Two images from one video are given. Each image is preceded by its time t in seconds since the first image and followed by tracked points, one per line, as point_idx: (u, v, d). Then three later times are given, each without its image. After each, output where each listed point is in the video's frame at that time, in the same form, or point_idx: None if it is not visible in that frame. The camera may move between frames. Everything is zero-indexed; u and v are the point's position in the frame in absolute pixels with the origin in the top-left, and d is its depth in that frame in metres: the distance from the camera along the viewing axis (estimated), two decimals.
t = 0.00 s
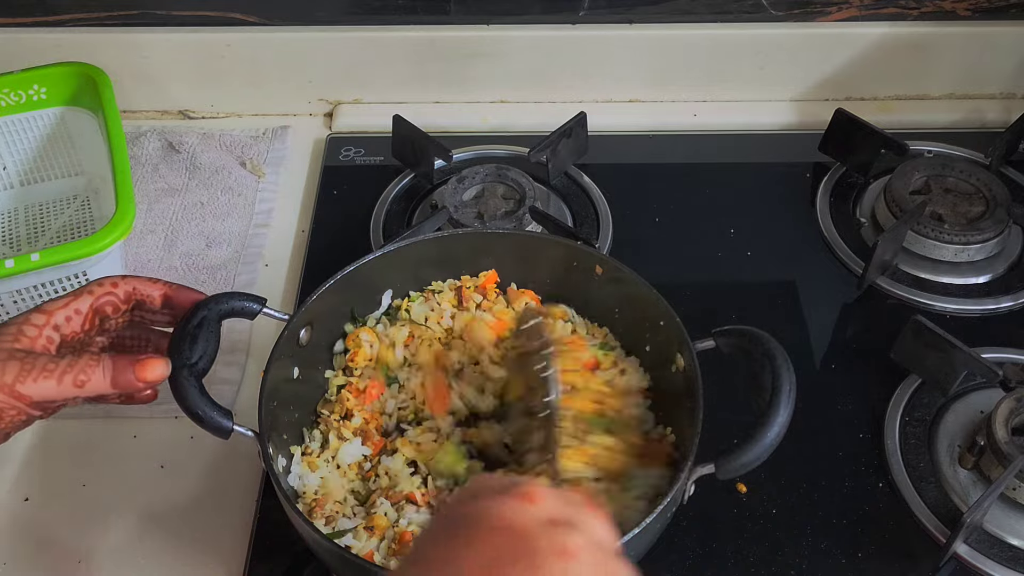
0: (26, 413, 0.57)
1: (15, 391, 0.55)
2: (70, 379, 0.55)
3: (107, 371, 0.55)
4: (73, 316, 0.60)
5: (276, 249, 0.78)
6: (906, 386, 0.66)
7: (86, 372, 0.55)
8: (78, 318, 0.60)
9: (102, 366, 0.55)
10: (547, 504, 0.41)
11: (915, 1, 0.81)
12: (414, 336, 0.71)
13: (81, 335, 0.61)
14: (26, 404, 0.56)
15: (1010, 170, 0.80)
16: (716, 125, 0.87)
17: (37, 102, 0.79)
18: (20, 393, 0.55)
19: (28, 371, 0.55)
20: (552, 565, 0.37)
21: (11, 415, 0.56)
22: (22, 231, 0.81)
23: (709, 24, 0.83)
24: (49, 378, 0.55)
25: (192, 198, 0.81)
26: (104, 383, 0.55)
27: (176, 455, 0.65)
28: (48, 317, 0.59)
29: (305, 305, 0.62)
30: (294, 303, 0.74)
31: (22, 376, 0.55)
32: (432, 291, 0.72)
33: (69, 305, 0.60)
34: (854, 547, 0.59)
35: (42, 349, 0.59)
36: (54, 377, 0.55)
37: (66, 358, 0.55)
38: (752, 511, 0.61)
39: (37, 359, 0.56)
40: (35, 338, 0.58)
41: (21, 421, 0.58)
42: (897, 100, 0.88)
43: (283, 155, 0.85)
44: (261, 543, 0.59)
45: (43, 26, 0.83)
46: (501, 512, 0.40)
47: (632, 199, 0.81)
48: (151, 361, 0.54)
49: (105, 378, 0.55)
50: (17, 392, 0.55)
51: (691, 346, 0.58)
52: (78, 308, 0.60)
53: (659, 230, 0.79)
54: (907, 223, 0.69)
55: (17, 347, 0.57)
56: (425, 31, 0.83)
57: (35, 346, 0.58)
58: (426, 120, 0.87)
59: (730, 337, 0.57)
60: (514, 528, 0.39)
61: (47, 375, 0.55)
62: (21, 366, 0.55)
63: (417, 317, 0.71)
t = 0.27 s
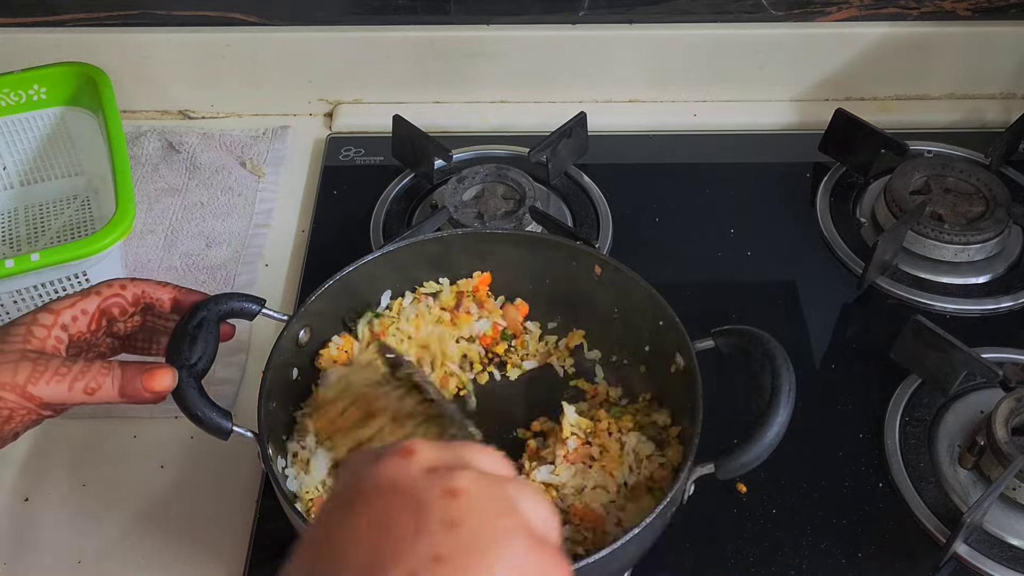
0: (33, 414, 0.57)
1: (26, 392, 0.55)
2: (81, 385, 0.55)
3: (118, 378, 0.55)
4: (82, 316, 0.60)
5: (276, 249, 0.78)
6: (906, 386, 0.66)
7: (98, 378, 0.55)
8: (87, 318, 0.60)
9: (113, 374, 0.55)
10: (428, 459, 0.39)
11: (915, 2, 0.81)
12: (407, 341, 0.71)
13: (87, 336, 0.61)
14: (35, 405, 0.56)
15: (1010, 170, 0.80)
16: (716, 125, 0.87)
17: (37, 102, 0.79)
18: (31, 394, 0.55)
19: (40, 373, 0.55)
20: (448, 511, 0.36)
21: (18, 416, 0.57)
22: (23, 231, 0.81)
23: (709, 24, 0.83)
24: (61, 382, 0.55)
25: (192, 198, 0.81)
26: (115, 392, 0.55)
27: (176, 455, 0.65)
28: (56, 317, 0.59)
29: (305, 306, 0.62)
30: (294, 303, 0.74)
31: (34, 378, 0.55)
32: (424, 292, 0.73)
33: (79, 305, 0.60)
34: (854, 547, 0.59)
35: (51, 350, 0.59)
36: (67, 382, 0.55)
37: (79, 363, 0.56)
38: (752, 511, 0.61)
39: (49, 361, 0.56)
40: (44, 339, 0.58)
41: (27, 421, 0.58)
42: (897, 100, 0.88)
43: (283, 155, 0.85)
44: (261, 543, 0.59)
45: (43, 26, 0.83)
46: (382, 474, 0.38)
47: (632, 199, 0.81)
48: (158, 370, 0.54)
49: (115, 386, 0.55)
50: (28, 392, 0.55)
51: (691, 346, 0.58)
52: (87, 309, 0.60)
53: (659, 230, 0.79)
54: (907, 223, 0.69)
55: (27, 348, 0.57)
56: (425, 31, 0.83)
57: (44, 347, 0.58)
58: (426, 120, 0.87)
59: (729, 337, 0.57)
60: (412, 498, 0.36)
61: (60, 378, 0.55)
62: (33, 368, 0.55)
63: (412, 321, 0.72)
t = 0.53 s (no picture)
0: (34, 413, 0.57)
1: (28, 390, 0.55)
2: (82, 383, 0.55)
3: (119, 377, 0.55)
4: (82, 314, 0.61)
5: (275, 249, 0.78)
6: (906, 386, 0.66)
7: (100, 377, 0.55)
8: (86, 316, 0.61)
9: (114, 373, 0.55)
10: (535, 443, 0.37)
11: (916, 1, 0.81)
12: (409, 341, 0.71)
13: (88, 333, 0.62)
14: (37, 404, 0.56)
15: (1010, 170, 0.80)
16: (716, 125, 0.87)
17: (37, 102, 0.79)
18: (32, 392, 0.55)
19: (41, 371, 0.55)
20: (558, 502, 0.34)
21: (17, 414, 0.57)
22: (23, 231, 0.81)
23: (709, 24, 0.83)
24: (62, 379, 0.55)
25: (192, 198, 0.81)
26: (117, 391, 0.55)
27: (175, 455, 0.65)
28: (56, 314, 0.59)
29: (307, 305, 0.62)
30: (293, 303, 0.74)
31: (36, 377, 0.55)
32: (427, 291, 0.72)
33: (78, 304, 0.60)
34: (854, 547, 0.59)
35: (51, 347, 0.59)
36: (68, 380, 0.55)
37: (82, 361, 0.56)
38: (752, 512, 0.61)
39: (50, 360, 0.56)
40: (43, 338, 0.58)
41: (29, 419, 0.58)
42: (897, 100, 0.88)
43: (283, 155, 0.85)
44: (261, 543, 0.59)
45: (43, 26, 0.83)
46: (494, 452, 0.36)
47: (632, 199, 0.81)
48: (158, 371, 0.54)
49: (116, 385, 0.55)
50: (29, 391, 0.55)
51: (691, 347, 0.58)
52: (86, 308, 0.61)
53: (659, 230, 0.79)
54: (907, 223, 0.69)
55: (28, 345, 0.57)
56: (425, 30, 0.83)
57: (44, 345, 0.58)
58: (427, 120, 0.87)
59: (730, 338, 0.57)
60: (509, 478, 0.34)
61: (61, 377, 0.55)
62: (34, 366, 0.55)
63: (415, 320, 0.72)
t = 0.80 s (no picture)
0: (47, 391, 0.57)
1: (40, 366, 0.55)
2: (94, 359, 0.55)
3: (132, 355, 0.55)
4: (98, 297, 0.60)
5: (276, 249, 0.78)
6: (906, 386, 0.66)
7: (112, 353, 0.55)
8: (102, 299, 0.60)
9: (128, 350, 0.55)
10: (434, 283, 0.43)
11: (915, 2, 0.81)
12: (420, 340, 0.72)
13: (102, 319, 0.61)
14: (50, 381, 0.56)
15: (1010, 170, 0.80)
16: (716, 125, 0.87)
17: (37, 102, 0.79)
18: (44, 368, 0.55)
19: (52, 347, 0.55)
20: (464, 322, 0.40)
21: (30, 393, 0.57)
22: (23, 231, 0.80)
23: (709, 24, 0.83)
24: (73, 355, 0.55)
25: (192, 198, 0.81)
26: (130, 366, 0.55)
27: (176, 455, 0.65)
28: (71, 297, 0.59)
29: (318, 296, 0.62)
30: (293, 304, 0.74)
31: (48, 352, 0.55)
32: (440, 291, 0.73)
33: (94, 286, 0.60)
34: (854, 547, 0.59)
35: (64, 328, 0.59)
36: (81, 354, 0.55)
37: (93, 338, 0.56)
38: (752, 512, 0.61)
39: (62, 338, 0.56)
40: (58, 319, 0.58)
41: (40, 400, 0.58)
42: (897, 100, 0.88)
43: (283, 156, 0.85)
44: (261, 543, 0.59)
45: (43, 26, 0.83)
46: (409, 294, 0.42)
47: (632, 199, 0.81)
48: (173, 354, 0.54)
49: (129, 362, 0.55)
50: (42, 366, 0.55)
51: (698, 351, 0.58)
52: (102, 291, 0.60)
53: (659, 230, 0.79)
54: (907, 223, 0.69)
55: (40, 325, 0.57)
56: (425, 30, 0.83)
57: (57, 325, 0.58)
58: (427, 120, 0.87)
59: (739, 343, 0.57)
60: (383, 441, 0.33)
61: (74, 351, 0.55)
62: (45, 343, 0.55)
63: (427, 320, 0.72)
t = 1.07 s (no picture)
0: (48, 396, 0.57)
1: (42, 371, 0.55)
2: (95, 363, 0.55)
3: (133, 357, 0.55)
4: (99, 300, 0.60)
5: (276, 249, 0.78)
6: (906, 386, 0.66)
7: (113, 355, 0.55)
8: (103, 302, 0.60)
9: (129, 352, 0.55)
10: (456, 414, 0.34)
11: (915, 2, 0.81)
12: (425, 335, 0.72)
13: (103, 321, 0.61)
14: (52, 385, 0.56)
15: (1010, 170, 0.80)
16: (716, 125, 0.87)
17: (37, 102, 0.79)
18: (45, 373, 0.55)
19: (52, 353, 0.55)
20: (463, 484, 0.32)
21: (31, 398, 0.56)
22: (23, 231, 0.80)
23: (709, 24, 0.83)
24: (74, 360, 0.55)
25: (191, 198, 0.81)
26: (132, 368, 0.55)
27: (176, 455, 0.65)
28: (72, 299, 0.59)
29: (318, 295, 0.62)
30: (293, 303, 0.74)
31: (48, 357, 0.55)
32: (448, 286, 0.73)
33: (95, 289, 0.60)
34: (854, 547, 0.59)
35: (65, 331, 0.59)
36: (81, 359, 0.55)
37: (93, 341, 0.56)
38: (752, 511, 0.61)
39: (61, 342, 0.56)
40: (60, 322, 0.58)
41: (42, 404, 0.58)
42: (897, 100, 0.88)
43: (283, 156, 0.85)
44: (261, 543, 0.59)
45: (43, 26, 0.83)
46: (419, 432, 0.34)
47: (632, 199, 0.81)
48: (172, 352, 0.54)
49: (131, 364, 0.55)
50: (43, 371, 0.55)
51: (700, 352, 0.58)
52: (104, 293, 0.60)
53: (659, 230, 0.79)
54: (907, 223, 0.69)
55: (40, 328, 0.57)
56: (425, 30, 0.83)
57: (58, 328, 0.58)
58: (426, 120, 0.87)
59: (740, 343, 0.57)
60: None
61: (74, 356, 0.55)
62: (45, 348, 0.55)
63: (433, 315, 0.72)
